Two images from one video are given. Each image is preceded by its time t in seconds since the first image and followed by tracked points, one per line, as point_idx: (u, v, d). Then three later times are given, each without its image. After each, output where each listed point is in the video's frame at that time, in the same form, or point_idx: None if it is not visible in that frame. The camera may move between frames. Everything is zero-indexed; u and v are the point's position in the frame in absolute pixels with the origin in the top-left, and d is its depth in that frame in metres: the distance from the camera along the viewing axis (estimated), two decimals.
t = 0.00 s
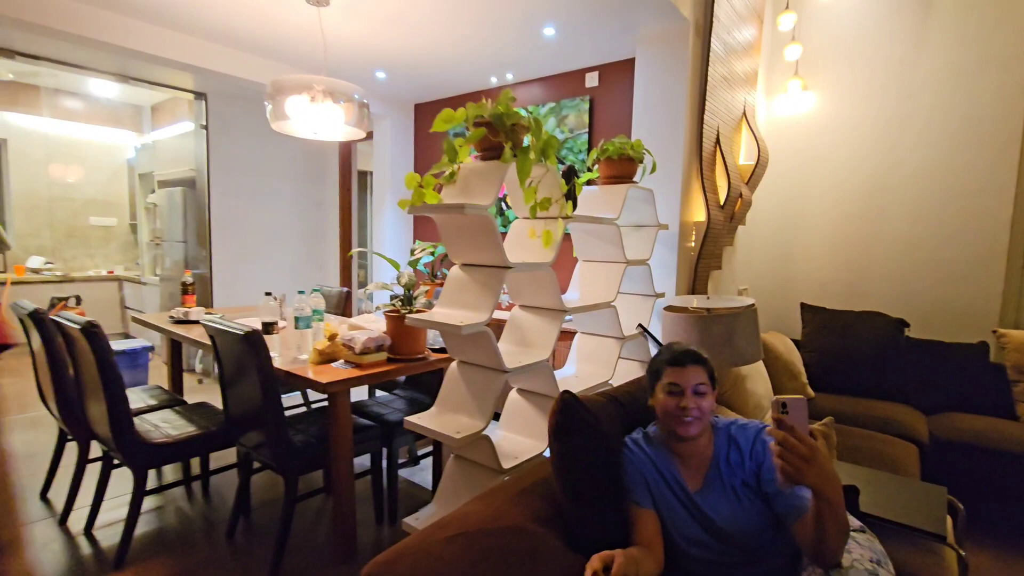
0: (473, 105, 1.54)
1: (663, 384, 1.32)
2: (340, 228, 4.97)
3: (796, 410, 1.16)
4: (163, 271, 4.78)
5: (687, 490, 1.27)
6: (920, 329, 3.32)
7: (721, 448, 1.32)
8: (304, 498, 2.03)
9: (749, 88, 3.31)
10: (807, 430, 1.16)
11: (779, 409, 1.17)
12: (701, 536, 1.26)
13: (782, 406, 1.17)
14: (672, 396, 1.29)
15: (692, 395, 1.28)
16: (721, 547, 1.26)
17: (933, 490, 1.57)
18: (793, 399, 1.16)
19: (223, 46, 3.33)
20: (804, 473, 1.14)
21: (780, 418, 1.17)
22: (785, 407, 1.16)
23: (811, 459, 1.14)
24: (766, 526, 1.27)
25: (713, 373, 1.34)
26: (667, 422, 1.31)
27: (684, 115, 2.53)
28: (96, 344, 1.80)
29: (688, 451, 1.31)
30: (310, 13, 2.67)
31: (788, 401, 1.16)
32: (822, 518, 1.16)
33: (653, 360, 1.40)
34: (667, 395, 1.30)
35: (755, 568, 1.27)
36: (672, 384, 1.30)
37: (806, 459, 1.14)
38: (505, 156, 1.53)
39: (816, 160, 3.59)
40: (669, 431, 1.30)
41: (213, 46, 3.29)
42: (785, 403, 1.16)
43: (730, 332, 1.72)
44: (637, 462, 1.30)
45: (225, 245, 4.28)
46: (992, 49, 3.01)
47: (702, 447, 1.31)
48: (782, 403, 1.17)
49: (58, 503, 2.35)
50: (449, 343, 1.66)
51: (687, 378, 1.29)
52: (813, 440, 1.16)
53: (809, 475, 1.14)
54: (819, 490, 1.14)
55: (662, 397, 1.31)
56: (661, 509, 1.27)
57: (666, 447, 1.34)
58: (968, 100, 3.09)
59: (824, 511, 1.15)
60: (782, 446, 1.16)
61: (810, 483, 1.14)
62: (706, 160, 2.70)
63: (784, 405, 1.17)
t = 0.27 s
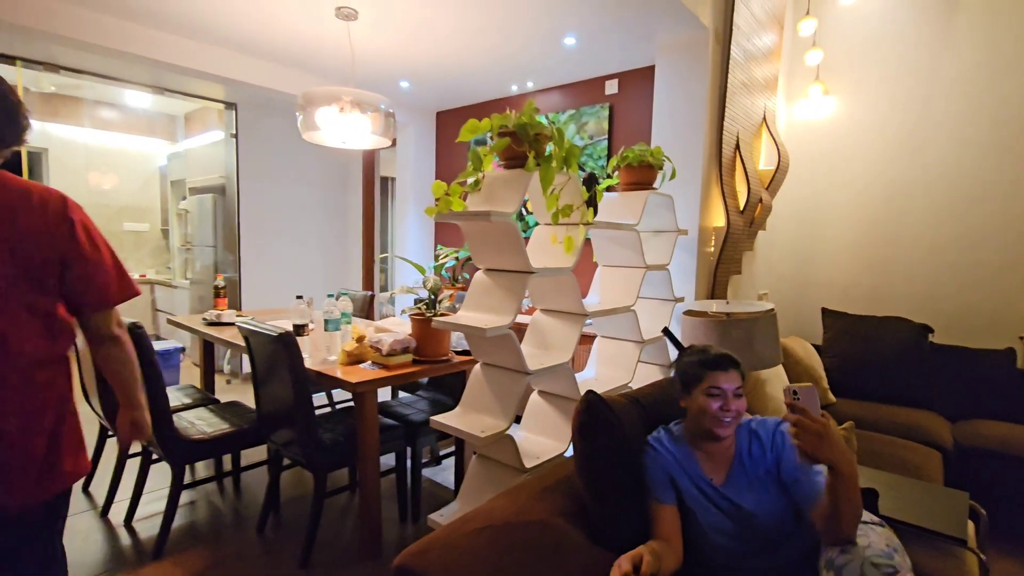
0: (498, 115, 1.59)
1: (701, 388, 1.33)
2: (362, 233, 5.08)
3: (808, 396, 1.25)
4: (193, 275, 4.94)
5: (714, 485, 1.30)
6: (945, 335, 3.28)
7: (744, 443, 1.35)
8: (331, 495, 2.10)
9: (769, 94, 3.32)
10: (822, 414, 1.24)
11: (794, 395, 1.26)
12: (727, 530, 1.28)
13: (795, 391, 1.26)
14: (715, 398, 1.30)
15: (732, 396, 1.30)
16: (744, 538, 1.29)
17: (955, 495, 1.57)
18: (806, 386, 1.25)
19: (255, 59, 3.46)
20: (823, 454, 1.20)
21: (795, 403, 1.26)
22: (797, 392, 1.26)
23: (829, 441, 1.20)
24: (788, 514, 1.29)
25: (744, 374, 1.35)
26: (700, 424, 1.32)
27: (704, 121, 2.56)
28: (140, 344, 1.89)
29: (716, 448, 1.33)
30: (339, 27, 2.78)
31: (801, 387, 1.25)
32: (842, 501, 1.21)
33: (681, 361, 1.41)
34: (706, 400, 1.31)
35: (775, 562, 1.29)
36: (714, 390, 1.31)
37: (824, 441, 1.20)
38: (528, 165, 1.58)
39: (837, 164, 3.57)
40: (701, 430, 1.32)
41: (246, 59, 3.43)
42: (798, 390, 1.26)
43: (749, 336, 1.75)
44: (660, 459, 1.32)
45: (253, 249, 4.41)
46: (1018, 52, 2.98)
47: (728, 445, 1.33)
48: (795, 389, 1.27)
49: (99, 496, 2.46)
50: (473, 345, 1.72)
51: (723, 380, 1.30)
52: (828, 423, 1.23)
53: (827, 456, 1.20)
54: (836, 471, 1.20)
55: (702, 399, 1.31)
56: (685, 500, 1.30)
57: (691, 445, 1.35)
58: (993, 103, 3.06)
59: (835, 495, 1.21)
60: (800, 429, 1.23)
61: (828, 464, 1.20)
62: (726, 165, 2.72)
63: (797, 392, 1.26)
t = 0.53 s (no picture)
0: (508, 120, 1.62)
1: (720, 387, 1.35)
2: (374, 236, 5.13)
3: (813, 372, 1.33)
4: (207, 278, 5.02)
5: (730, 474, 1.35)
6: (957, 339, 3.26)
7: (755, 437, 1.41)
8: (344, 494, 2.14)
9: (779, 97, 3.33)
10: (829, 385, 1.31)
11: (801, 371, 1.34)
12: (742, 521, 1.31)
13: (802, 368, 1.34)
14: (735, 394, 1.33)
15: (749, 393, 1.34)
16: (758, 527, 1.32)
17: (966, 498, 1.57)
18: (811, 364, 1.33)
19: (269, 66, 3.52)
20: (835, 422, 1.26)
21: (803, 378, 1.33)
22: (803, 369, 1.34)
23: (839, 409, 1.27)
24: (797, 506, 1.34)
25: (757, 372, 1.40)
26: (719, 420, 1.35)
27: (712, 124, 2.58)
28: (160, 344, 1.94)
29: (730, 441, 1.37)
30: (352, 34, 2.83)
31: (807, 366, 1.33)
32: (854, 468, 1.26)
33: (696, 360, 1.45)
34: (724, 397, 1.34)
35: (786, 554, 1.32)
36: (736, 389, 1.34)
37: (834, 410, 1.27)
38: (538, 169, 1.60)
39: (848, 167, 3.57)
40: (720, 426, 1.35)
41: (261, 66, 3.49)
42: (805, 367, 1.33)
43: (758, 337, 1.76)
44: (675, 454, 1.36)
45: (267, 252, 4.47)
46: None
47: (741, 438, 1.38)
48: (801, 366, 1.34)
49: (118, 494, 2.52)
50: (483, 346, 1.74)
51: (743, 377, 1.34)
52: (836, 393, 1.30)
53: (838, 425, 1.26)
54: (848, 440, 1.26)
55: (720, 395, 1.35)
56: (699, 492, 1.34)
57: (706, 440, 1.40)
58: (1006, 105, 3.04)
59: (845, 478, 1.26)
60: (812, 399, 1.29)
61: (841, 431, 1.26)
62: (735, 168, 2.73)
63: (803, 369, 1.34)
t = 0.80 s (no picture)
0: (512, 124, 1.65)
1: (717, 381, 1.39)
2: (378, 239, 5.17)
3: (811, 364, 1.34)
4: (213, 280, 5.06)
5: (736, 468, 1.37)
6: (961, 341, 3.25)
7: (756, 433, 1.44)
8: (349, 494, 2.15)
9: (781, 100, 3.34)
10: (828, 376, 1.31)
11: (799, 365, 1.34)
12: (750, 515, 1.32)
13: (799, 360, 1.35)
14: (732, 388, 1.36)
15: (749, 387, 1.37)
16: (766, 521, 1.33)
17: (969, 499, 1.57)
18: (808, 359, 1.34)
19: (275, 71, 3.56)
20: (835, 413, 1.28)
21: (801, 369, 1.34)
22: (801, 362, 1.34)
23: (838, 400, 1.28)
24: (801, 498, 1.35)
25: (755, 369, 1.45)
26: (720, 414, 1.38)
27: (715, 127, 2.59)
28: (169, 345, 1.97)
29: (733, 436, 1.39)
30: (358, 39, 2.87)
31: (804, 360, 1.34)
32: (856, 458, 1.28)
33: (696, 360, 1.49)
34: (723, 390, 1.37)
35: (793, 549, 1.33)
36: (732, 381, 1.37)
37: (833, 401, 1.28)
38: (541, 172, 1.63)
39: (850, 170, 3.58)
40: (721, 421, 1.38)
41: (267, 72, 3.54)
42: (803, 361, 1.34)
43: (760, 339, 1.77)
44: (682, 451, 1.38)
45: (272, 255, 4.51)
46: None
47: (743, 433, 1.41)
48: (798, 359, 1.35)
49: (126, 493, 2.55)
50: (487, 347, 1.76)
51: (740, 371, 1.38)
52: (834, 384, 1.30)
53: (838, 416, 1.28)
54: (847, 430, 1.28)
55: (721, 391, 1.38)
56: (706, 487, 1.35)
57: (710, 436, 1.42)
58: (1008, 108, 3.05)
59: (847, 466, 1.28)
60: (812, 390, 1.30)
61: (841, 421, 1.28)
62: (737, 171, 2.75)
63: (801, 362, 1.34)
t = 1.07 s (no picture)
0: (516, 127, 1.66)
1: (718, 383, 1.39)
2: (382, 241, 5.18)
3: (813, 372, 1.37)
4: (218, 283, 5.08)
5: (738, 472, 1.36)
6: (966, 343, 3.24)
7: (759, 435, 1.43)
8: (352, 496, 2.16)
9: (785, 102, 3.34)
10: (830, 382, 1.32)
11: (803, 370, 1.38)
12: (749, 517, 1.32)
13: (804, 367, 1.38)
14: (731, 391, 1.36)
15: (750, 390, 1.37)
16: (766, 523, 1.33)
17: (974, 503, 1.56)
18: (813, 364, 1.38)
19: (281, 74, 3.59)
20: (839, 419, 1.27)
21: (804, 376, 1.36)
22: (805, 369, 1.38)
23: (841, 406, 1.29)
24: (802, 501, 1.36)
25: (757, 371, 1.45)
26: (722, 416, 1.38)
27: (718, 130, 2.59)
28: (175, 347, 1.98)
29: (735, 439, 1.39)
30: (362, 43, 2.88)
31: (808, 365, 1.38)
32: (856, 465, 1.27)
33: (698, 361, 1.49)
34: (723, 392, 1.38)
35: (791, 550, 1.33)
36: (732, 384, 1.37)
37: (836, 406, 1.28)
38: (545, 175, 1.63)
39: (854, 171, 3.57)
40: (723, 422, 1.38)
41: (273, 76, 3.56)
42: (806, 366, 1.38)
43: (763, 341, 1.77)
44: (685, 452, 1.38)
45: (277, 257, 4.52)
46: None
47: (746, 436, 1.41)
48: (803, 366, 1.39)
49: (131, 495, 2.56)
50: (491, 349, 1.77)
51: (742, 374, 1.38)
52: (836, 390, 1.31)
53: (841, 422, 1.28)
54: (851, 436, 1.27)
55: (721, 394, 1.38)
56: (708, 489, 1.34)
57: (713, 437, 1.41)
58: (1013, 110, 3.04)
59: (849, 471, 1.27)
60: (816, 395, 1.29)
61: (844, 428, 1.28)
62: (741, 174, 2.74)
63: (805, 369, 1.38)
